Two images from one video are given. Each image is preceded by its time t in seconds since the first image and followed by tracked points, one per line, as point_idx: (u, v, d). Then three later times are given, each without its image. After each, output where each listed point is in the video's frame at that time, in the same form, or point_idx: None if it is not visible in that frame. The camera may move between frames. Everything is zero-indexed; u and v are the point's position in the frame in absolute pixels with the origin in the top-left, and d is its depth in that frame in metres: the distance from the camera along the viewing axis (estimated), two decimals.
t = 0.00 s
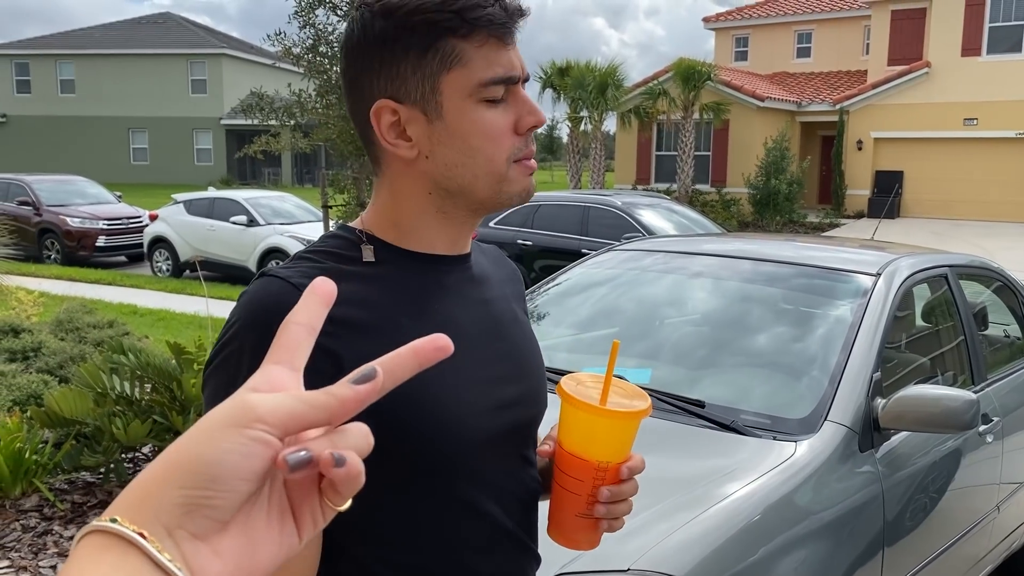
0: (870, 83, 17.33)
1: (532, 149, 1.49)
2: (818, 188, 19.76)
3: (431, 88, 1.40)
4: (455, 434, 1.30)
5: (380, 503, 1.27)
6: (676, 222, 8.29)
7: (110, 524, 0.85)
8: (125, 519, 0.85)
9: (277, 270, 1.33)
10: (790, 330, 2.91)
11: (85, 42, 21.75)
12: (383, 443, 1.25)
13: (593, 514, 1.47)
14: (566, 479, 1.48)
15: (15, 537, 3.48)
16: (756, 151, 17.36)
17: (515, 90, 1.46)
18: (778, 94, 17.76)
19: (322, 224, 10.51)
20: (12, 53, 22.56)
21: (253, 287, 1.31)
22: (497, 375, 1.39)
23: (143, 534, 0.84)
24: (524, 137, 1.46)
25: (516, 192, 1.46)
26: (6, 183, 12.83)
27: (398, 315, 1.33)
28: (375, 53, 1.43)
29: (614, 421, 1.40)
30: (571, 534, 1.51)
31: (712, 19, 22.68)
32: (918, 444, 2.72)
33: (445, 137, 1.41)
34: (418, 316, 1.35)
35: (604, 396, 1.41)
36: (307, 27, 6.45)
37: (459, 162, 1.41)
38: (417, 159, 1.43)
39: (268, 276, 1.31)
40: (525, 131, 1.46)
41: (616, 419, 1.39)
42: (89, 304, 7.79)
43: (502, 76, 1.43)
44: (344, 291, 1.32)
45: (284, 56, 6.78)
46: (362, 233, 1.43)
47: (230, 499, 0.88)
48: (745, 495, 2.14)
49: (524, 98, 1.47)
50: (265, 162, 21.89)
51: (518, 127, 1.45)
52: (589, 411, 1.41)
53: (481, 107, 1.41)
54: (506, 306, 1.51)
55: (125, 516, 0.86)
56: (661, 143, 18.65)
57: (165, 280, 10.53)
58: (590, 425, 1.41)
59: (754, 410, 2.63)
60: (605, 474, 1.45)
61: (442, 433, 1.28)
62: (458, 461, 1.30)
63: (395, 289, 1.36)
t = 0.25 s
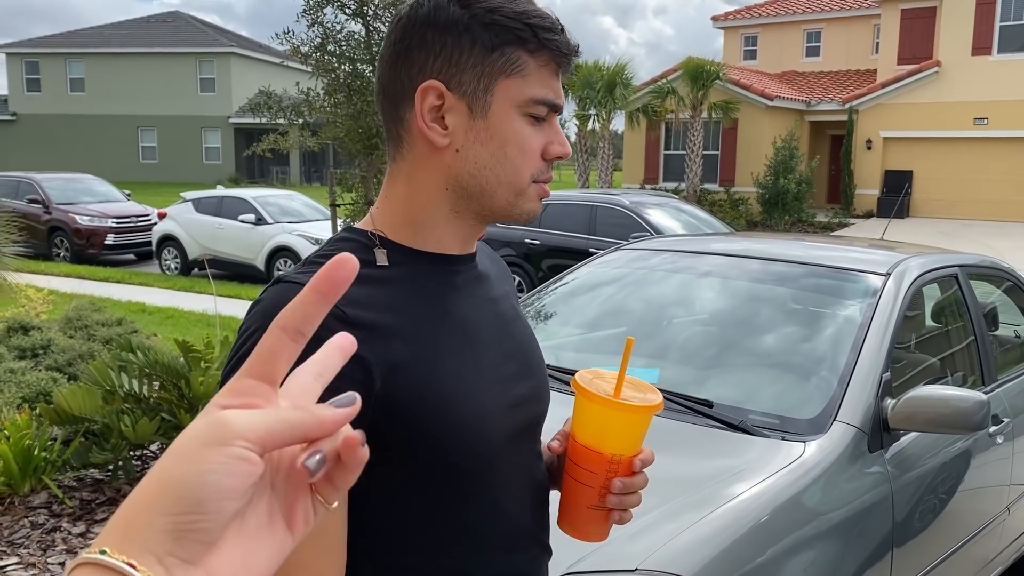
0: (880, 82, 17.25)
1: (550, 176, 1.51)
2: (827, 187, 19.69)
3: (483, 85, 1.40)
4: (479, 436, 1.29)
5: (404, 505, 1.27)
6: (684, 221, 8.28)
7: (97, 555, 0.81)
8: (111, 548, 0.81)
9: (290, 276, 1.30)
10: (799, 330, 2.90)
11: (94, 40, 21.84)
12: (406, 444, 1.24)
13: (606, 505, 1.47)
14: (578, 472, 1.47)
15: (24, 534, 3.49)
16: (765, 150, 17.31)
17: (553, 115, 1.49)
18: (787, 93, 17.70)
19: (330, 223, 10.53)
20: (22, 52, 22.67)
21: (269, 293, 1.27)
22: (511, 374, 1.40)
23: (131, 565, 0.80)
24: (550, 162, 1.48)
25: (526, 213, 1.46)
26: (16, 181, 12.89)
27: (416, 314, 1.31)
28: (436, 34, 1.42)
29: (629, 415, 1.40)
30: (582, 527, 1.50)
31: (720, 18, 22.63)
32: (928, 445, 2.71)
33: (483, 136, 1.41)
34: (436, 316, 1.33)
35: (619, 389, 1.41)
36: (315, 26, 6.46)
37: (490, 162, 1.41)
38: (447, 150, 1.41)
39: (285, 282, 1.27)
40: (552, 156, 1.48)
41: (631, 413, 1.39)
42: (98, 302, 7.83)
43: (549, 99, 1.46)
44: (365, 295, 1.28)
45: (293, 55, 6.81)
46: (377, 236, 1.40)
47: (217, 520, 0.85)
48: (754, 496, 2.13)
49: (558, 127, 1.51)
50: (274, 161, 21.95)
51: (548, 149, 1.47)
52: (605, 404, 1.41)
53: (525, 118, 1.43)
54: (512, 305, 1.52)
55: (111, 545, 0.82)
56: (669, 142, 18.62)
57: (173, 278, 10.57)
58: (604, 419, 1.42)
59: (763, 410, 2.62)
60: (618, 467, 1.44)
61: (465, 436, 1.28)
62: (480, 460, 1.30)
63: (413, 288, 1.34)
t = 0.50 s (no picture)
0: (891, 79, 17.15)
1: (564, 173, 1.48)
2: (837, 185, 19.62)
3: (493, 79, 1.39)
4: (489, 432, 1.29)
5: (418, 501, 1.26)
6: (693, 218, 8.26)
7: None
8: None
9: (302, 269, 1.28)
10: (809, 328, 2.89)
11: (105, 38, 21.93)
12: (417, 438, 1.23)
13: (625, 509, 1.46)
14: (593, 478, 1.47)
15: (35, 529, 3.52)
16: (775, 148, 17.25)
17: (567, 111, 1.47)
18: (797, 91, 17.62)
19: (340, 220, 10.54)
20: (34, 50, 22.79)
21: (280, 287, 1.27)
22: (521, 370, 1.39)
23: None
24: (562, 158, 1.46)
25: (539, 208, 1.44)
26: (28, 178, 12.96)
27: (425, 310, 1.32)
28: (447, 31, 1.43)
29: (632, 415, 1.39)
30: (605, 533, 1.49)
31: (730, 15, 22.55)
32: (939, 443, 2.69)
33: (491, 132, 1.40)
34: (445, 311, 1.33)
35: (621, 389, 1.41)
36: (325, 23, 6.48)
37: (499, 156, 1.40)
38: (457, 146, 1.41)
39: (296, 275, 1.27)
40: (565, 152, 1.45)
41: (636, 412, 1.38)
42: (109, 298, 7.86)
43: (560, 94, 1.44)
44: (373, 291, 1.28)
45: (303, 52, 6.83)
46: (387, 231, 1.41)
47: None
48: (764, 494, 2.13)
49: (572, 123, 1.48)
50: (283, 158, 22.00)
51: (560, 145, 1.44)
52: (609, 407, 1.40)
53: (536, 113, 1.41)
54: (524, 301, 1.52)
55: None
56: (679, 139, 18.58)
57: (184, 274, 10.61)
58: (610, 422, 1.41)
59: (773, 407, 2.61)
60: (632, 468, 1.44)
61: (475, 432, 1.27)
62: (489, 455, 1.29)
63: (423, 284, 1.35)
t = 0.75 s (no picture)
0: (905, 74, 17.01)
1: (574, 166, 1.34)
2: (850, 181, 19.51)
3: (483, 75, 1.27)
4: (492, 434, 1.21)
5: (416, 502, 1.20)
6: (706, 215, 8.22)
7: None
8: None
9: (311, 264, 1.22)
10: (824, 325, 2.86)
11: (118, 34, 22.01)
12: (414, 437, 1.17)
13: (618, 515, 1.39)
14: (589, 479, 1.40)
15: (50, 524, 3.54)
16: (788, 144, 17.15)
17: (572, 99, 1.32)
18: (811, 86, 17.51)
19: (351, 216, 10.55)
20: (48, 46, 22.92)
21: (288, 282, 1.19)
22: (537, 373, 1.32)
23: None
24: (568, 151, 1.31)
25: (544, 207, 1.32)
26: (41, 174, 13.04)
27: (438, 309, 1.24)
28: (437, 26, 1.32)
29: (649, 420, 1.34)
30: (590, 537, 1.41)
31: (742, 11, 22.44)
32: (957, 443, 2.67)
33: (484, 130, 1.28)
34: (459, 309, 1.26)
35: (642, 392, 1.36)
36: (339, 19, 6.48)
37: (492, 157, 1.28)
38: (453, 147, 1.31)
39: (304, 270, 1.19)
40: (569, 145, 1.31)
41: (653, 418, 1.33)
42: (122, 294, 7.91)
43: (559, 82, 1.30)
44: (380, 285, 1.21)
45: (316, 47, 6.85)
46: (402, 225, 1.33)
47: None
48: (780, 493, 2.11)
49: (581, 111, 1.33)
50: (295, 155, 22.06)
51: (564, 138, 1.30)
52: (625, 408, 1.35)
53: (530, 107, 1.28)
54: (546, 301, 1.44)
55: None
56: (691, 135, 18.51)
57: (196, 270, 10.66)
58: (621, 422, 1.35)
59: (788, 406, 2.59)
60: (633, 474, 1.37)
61: (477, 435, 1.20)
62: (495, 462, 1.22)
63: (435, 279, 1.27)
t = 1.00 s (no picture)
0: (917, 69, 16.91)
1: (543, 161, 1.29)
2: (861, 177, 19.41)
3: (456, 74, 1.31)
4: (486, 427, 1.23)
5: (411, 490, 1.21)
6: (716, 211, 8.21)
7: None
8: None
9: (317, 258, 1.24)
10: (833, 322, 2.87)
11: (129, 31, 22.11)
12: (408, 427, 1.18)
13: (633, 516, 1.40)
14: (604, 481, 1.42)
15: (63, 518, 3.58)
16: (799, 140, 17.08)
17: (539, 94, 1.30)
18: (821, 81, 17.43)
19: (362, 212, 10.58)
20: (60, 43, 23.04)
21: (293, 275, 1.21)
22: (538, 369, 1.33)
23: None
24: (530, 147, 1.28)
25: (509, 201, 1.29)
26: (54, 171, 13.13)
27: (442, 307, 1.26)
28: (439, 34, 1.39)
29: (663, 422, 1.35)
30: (605, 539, 1.43)
31: (753, 6, 22.35)
32: (967, 440, 2.67)
33: (454, 127, 1.31)
34: (460, 306, 1.28)
35: (655, 395, 1.37)
36: (349, 16, 6.51)
37: (458, 150, 1.30)
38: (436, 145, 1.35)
39: (311, 263, 1.21)
40: (530, 141, 1.28)
41: (668, 420, 1.34)
42: (134, 290, 7.97)
43: (518, 75, 1.27)
44: (380, 279, 1.22)
45: (327, 45, 6.87)
46: (410, 223, 1.35)
47: None
48: (788, 491, 2.12)
49: (548, 107, 1.30)
50: (305, 151, 22.14)
51: (526, 134, 1.28)
52: (640, 410, 1.36)
53: (491, 101, 1.27)
54: (554, 300, 1.45)
55: None
56: (701, 131, 18.46)
57: (208, 266, 10.72)
58: (637, 424, 1.36)
59: (798, 403, 2.59)
60: (648, 475, 1.39)
61: (473, 427, 1.21)
62: (492, 456, 1.24)
63: (438, 276, 1.29)
